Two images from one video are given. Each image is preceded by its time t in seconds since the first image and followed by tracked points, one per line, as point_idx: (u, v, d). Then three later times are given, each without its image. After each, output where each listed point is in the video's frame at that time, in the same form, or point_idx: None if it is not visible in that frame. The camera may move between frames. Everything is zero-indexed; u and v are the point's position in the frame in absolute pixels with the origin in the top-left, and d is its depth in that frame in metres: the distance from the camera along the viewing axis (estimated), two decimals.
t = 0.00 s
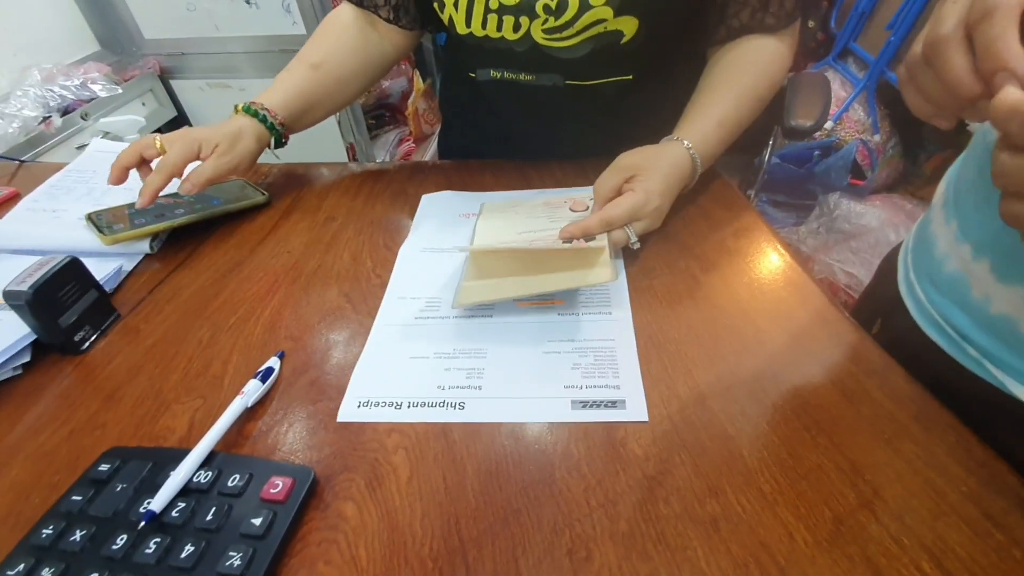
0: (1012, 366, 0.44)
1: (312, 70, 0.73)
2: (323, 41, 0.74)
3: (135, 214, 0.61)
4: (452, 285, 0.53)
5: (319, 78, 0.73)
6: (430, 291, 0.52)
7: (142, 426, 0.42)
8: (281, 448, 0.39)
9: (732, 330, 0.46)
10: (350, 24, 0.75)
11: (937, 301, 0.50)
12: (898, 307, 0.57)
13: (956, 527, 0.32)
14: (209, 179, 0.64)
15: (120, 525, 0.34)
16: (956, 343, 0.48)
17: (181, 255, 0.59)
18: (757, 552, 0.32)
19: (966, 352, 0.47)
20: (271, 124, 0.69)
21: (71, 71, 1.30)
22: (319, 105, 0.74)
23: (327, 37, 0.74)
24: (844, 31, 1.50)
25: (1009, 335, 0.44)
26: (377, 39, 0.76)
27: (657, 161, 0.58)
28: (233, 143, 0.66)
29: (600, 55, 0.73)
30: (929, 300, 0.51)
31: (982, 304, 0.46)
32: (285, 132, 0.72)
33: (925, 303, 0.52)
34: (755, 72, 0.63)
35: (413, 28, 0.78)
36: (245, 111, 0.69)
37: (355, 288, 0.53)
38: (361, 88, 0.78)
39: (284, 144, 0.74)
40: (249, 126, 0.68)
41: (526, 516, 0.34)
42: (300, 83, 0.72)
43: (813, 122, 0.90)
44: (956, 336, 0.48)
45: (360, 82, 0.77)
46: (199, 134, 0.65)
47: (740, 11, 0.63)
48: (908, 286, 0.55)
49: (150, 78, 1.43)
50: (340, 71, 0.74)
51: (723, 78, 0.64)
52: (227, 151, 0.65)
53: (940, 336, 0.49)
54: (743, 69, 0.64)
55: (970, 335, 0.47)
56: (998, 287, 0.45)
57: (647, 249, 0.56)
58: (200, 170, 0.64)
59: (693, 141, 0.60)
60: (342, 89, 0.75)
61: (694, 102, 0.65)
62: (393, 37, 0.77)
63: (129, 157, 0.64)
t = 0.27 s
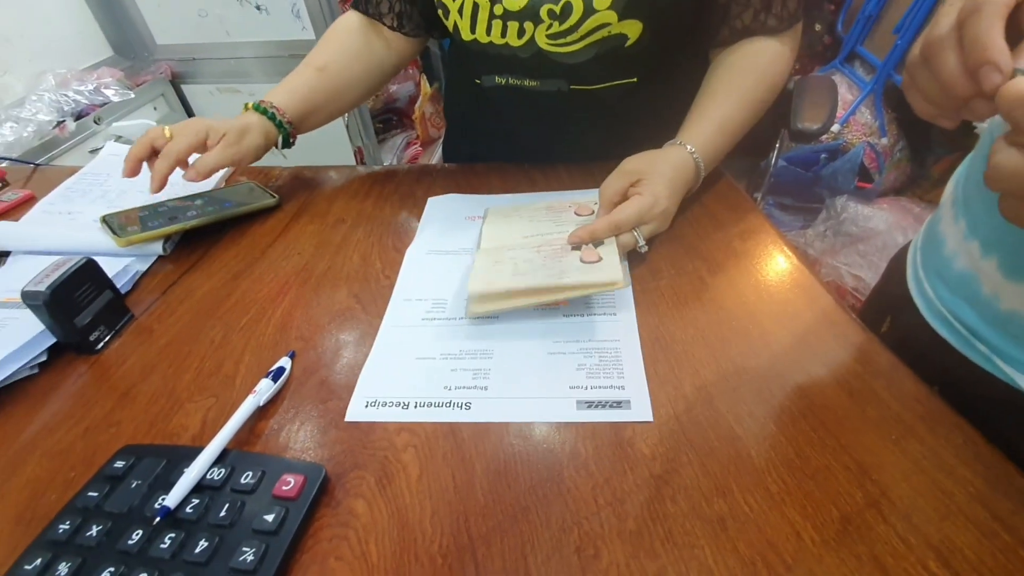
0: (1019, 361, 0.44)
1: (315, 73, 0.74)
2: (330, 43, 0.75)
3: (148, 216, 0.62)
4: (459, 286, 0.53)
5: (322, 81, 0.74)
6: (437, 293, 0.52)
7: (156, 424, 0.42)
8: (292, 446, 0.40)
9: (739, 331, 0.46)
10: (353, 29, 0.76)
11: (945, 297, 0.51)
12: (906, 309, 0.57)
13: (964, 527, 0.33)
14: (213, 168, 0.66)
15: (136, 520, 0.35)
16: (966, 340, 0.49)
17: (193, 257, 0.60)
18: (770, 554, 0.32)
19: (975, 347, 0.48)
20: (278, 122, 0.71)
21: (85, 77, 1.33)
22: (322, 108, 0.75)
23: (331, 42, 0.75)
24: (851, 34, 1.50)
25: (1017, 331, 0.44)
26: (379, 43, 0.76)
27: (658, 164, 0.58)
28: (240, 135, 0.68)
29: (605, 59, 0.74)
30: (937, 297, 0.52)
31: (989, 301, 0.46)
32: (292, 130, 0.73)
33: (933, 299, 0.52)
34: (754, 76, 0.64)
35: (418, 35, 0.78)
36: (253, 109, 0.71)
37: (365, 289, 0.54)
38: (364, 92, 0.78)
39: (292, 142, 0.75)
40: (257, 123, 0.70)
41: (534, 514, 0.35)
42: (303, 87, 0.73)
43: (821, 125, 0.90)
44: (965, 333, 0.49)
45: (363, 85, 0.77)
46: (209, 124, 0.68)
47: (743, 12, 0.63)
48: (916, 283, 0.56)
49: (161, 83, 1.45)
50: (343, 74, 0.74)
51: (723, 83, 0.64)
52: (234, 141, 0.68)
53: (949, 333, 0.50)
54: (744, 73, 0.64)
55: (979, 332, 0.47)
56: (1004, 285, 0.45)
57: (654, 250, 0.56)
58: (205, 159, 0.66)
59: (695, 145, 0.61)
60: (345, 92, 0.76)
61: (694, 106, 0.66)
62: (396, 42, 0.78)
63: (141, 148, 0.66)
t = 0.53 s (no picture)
0: None
1: (336, 79, 0.76)
2: (348, 55, 0.78)
3: (157, 219, 0.63)
4: (462, 289, 0.54)
5: (342, 87, 0.76)
6: (441, 296, 0.53)
7: (164, 424, 0.43)
8: (297, 446, 0.40)
9: (740, 334, 0.46)
10: (369, 39, 0.78)
11: (951, 297, 0.51)
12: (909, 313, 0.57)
13: (965, 529, 0.33)
14: (236, 169, 0.67)
15: (144, 518, 0.36)
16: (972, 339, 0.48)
17: (200, 260, 0.61)
18: (773, 555, 0.32)
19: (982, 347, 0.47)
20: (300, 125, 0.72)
21: (95, 81, 1.34)
22: (341, 113, 0.76)
23: (350, 53, 0.78)
24: (856, 38, 1.50)
25: None
26: (395, 53, 0.79)
27: (663, 169, 0.58)
28: (262, 137, 0.69)
29: (608, 64, 0.74)
30: (942, 296, 0.52)
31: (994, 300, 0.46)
32: (314, 134, 0.74)
33: (938, 298, 0.52)
34: (757, 80, 0.64)
35: (422, 43, 0.79)
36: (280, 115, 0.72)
37: (370, 291, 0.54)
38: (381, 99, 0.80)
39: (314, 149, 0.76)
40: (281, 126, 0.71)
41: (536, 514, 0.35)
42: (325, 93, 0.75)
43: (824, 128, 0.90)
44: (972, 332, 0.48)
45: (380, 92, 0.79)
46: (235, 123, 0.69)
47: (745, 17, 0.64)
48: (920, 283, 0.56)
49: (169, 88, 1.47)
50: (361, 80, 0.77)
51: (727, 88, 0.65)
52: (256, 143, 0.68)
53: (955, 332, 0.50)
54: (747, 77, 0.64)
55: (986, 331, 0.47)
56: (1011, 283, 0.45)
57: (656, 254, 0.56)
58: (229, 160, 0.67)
59: (697, 150, 0.61)
60: (363, 99, 0.77)
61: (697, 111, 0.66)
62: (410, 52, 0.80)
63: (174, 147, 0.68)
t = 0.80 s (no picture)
0: None
1: (345, 87, 0.77)
2: (358, 63, 0.78)
3: (166, 222, 0.64)
4: (466, 292, 0.54)
5: (351, 95, 0.77)
6: (446, 299, 0.53)
7: (172, 425, 0.43)
8: (302, 447, 0.41)
9: (744, 337, 0.46)
10: (379, 46, 0.79)
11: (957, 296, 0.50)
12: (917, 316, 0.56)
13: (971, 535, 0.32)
14: (249, 180, 0.69)
15: (151, 518, 0.36)
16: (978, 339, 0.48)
17: (208, 262, 0.61)
18: (777, 561, 0.32)
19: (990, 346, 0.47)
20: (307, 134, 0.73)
21: (106, 87, 1.36)
22: (351, 121, 0.77)
23: (360, 60, 0.79)
24: (864, 40, 1.50)
25: None
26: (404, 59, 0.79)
27: (666, 173, 0.58)
28: (274, 147, 0.70)
29: (613, 67, 0.75)
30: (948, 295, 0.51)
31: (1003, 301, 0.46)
32: (323, 143, 0.75)
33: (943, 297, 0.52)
34: (762, 83, 0.64)
35: (429, 50, 0.79)
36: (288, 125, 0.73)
37: (375, 294, 0.54)
38: (390, 105, 0.81)
39: (324, 158, 0.77)
40: (292, 136, 0.72)
41: (539, 517, 0.35)
42: (335, 101, 0.76)
43: (831, 131, 0.90)
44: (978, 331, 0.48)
45: (389, 99, 0.80)
46: (247, 134, 0.70)
47: (749, 21, 0.63)
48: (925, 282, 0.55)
49: (179, 93, 1.49)
50: (370, 88, 0.77)
51: (733, 91, 0.65)
52: (267, 153, 0.69)
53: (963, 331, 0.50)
54: (752, 80, 0.64)
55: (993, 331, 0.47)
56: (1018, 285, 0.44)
57: (661, 257, 0.56)
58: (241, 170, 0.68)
59: (702, 153, 0.61)
60: (372, 106, 0.78)
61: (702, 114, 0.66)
62: (419, 58, 0.81)
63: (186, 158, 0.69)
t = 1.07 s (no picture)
0: None
1: (332, 87, 0.76)
2: (344, 63, 0.77)
3: (172, 224, 0.64)
4: (470, 293, 0.54)
5: (338, 95, 0.75)
6: (451, 301, 0.53)
7: (177, 425, 0.44)
8: (307, 448, 0.41)
9: (750, 340, 0.46)
10: (370, 46, 0.78)
11: (960, 297, 0.52)
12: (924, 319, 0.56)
13: (980, 539, 0.32)
14: (234, 194, 0.67)
15: (156, 517, 0.36)
16: (983, 338, 0.49)
17: (215, 264, 0.61)
18: (784, 565, 0.32)
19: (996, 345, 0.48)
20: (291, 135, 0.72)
21: (115, 90, 1.37)
22: (337, 122, 0.76)
23: (349, 60, 0.78)
24: (870, 43, 1.49)
25: None
26: (394, 60, 0.78)
27: (674, 173, 0.58)
28: (258, 157, 0.69)
29: (617, 70, 0.75)
30: (951, 296, 0.53)
31: (1007, 300, 0.47)
32: (305, 144, 0.74)
33: (948, 299, 0.53)
34: (767, 86, 0.64)
35: (434, 52, 0.79)
36: (270, 126, 0.73)
37: (380, 295, 0.55)
38: (380, 106, 0.80)
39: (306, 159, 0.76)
40: (274, 139, 0.72)
41: (544, 519, 0.35)
42: (321, 101, 0.75)
43: (837, 134, 0.89)
44: (982, 331, 0.49)
45: (378, 100, 0.79)
46: (226, 146, 0.68)
47: (755, 23, 0.63)
48: (929, 284, 0.56)
49: (187, 96, 1.51)
50: (358, 88, 0.76)
51: (738, 93, 0.65)
52: (251, 164, 0.68)
53: (968, 332, 0.51)
54: (757, 83, 0.64)
55: (998, 331, 0.48)
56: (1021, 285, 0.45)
57: (666, 259, 0.56)
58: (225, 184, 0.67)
59: (707, 156, 0.61)
60: (360, 107, 0.77)
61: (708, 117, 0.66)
62: (411, 59, 0.80)
63: (158, 170, 0.67)
